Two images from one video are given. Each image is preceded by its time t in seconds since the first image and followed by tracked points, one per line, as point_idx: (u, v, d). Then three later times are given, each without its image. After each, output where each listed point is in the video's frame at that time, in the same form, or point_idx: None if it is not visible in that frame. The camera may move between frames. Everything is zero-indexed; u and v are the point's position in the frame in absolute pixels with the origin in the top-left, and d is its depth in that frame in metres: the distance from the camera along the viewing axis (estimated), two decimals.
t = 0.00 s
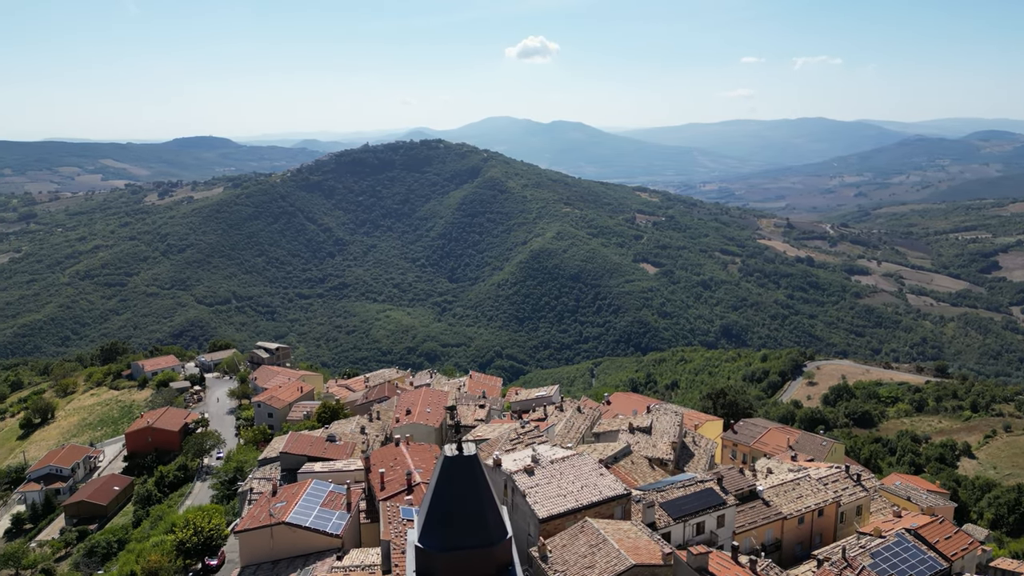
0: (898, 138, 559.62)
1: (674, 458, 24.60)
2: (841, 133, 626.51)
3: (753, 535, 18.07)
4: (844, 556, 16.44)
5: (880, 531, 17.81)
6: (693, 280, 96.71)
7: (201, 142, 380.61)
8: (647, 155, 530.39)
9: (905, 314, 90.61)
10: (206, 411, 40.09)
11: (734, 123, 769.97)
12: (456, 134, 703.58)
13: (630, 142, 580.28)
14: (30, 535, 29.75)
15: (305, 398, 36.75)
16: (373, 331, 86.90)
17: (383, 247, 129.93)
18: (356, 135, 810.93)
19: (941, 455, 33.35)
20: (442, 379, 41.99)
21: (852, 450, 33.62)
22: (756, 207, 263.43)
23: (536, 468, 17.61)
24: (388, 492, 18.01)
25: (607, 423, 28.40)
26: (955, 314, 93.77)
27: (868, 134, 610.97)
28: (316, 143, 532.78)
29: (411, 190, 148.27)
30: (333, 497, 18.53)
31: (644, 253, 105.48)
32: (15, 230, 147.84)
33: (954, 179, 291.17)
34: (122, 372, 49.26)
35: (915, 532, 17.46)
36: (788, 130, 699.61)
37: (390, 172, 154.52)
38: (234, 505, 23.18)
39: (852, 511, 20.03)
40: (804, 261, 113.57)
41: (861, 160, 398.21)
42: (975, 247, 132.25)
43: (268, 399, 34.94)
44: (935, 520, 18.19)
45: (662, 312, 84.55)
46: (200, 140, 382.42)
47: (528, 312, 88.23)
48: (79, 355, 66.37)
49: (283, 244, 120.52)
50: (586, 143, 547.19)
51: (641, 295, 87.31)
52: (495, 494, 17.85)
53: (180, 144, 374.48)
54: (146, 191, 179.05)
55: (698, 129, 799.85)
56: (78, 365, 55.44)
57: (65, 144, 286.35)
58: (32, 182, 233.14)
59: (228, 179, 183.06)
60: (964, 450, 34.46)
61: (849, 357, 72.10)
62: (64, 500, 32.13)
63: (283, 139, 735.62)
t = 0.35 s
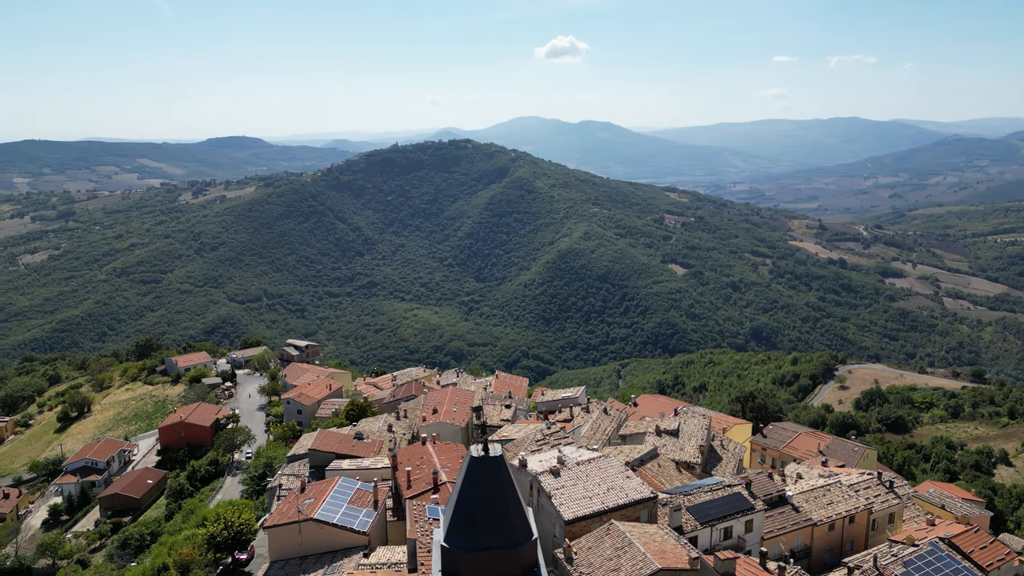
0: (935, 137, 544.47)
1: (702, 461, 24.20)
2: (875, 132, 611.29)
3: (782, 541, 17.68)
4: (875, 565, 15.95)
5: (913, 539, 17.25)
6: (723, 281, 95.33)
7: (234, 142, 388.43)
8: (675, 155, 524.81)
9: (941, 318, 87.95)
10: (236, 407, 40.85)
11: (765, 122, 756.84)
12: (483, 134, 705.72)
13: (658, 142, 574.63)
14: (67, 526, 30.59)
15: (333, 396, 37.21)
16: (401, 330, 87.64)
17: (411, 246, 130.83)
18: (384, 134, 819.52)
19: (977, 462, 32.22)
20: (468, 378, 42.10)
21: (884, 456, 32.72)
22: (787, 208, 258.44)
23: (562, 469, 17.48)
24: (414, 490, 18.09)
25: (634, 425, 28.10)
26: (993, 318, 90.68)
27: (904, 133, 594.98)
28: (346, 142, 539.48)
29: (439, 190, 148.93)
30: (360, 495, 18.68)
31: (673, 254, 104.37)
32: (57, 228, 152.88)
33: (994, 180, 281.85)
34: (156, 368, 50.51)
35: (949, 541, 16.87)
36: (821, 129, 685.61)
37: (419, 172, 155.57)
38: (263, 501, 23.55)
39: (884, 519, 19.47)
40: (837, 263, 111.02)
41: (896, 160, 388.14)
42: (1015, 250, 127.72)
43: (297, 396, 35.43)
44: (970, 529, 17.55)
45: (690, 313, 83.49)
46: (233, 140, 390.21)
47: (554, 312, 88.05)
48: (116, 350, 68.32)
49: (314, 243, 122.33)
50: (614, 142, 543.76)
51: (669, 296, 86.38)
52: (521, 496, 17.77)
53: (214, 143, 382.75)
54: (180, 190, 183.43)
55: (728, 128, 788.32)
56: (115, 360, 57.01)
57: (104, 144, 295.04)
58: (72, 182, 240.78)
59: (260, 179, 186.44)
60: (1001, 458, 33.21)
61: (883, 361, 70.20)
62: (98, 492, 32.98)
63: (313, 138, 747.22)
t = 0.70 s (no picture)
0: (972, 138, 529.41)
1: (728, 465, 23.82)
2: (910, 132, 595.96)
3: (810, 548, 17.31)
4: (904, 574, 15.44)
5: (945, 547, 16.70)
6: (751, 282, 93.85)
7: (264, 142, 395.18)
8: (703, 155, 518.57)
9: (977, 322, 85.37)
10: (265, 404, 41.49)
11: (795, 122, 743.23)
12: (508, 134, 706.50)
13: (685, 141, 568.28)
14: (100, 518, 31.37)
15: (359, 393, 37.57)
16: (427, 329, 88.18)
17: (437, 246, 131.41)
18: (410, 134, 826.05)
19: (1014, 470, 31.07)
20: (493, 378, 42.13)
21: (916, 463, 31.86)
22: (817, 209, 253.48)
23: (587, 471, 17.35)
24: (439, 489, 18.17)
25: (659, 427, 27.78)
26: None
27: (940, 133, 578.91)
28: (373, 142, 544.99)
29: (466, 190, 149.22)
30: (385, 493, 18.80)
31: (700, 255, 103.10)
32: (94, 226, 157.26)
33: None
34: (187, 364, 51.62)
35: (981, 549, 16.30)
36: (854, 129, 671.05)
37: (446, 172, 156.24)
38: (291, 497, 23.86)
39: (915, 527, 18.93)
40: (868, 265, 108.48)
41: (932, 160, 377.94)
42: None
43: (324, 393, 35.79)
44: (1004, 538, 16.95)
45: (718, 315, 82.31)
46: (263, 140, 397.05)
47: (580, 312, 87.76)
48: (150, 346, 70.06)
49: (342, 242, 123.88)
50: (640, 142, 539.52)
51: (696, 298, 85.31)
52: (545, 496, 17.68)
53: (245, 143, 390.04)
54: (212, 190, 187.37)
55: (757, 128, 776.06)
56: (147, 356, 58.40)
57: (140, 144, 302.81)
58: (107, 181, 247.66)
59: (290, 178, 189.43)
60: None
61: (916, 366, 68.34)
62: (130, 485, 33.76)
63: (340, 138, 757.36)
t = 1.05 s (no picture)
0: (1013, 137, 512.13)
1: (757, 470, 23.36)
2: (948, 131, 578.80)
3: (841, 556, 16.89)
4: None
5: (981, 558, 16.17)
6: (782, 284, 92.19)
7: (296, 142, 401.56)
8: (733, 155, 511.20)
9: (1017, 327, 82.46)
10: (293, 401, 42.13)
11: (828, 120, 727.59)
12: (535, 134, 706.07)
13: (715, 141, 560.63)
14: (133, 511, 32.21)
15: (386, 392, 37.87)
16: (454, 328, 88.61)
17: (464, 246, 131.60)
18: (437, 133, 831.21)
19: None
20: (520, 379, 42.12)
21: (950, 469, 30.89)
22: (851, 211, 247.86)
23: (612, 474, 17.19)
24: (465, 490, 18.18)
25: (687, 430, 27.40)
26: None
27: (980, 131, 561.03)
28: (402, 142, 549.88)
29: (494, 190, 149.11)
30: (411, 492, 18.93)
31: (730, 256, 101.59)
32: (131, 224, 161.72)
33: None
34: (219, 360, 52.72)
35: (1020, 561, 15.75)
36: (889, 128, 654.73)
37: (474, 172, 156.59)
38: (318, 494, 24.16)
39: (949, 536, 18.35)
40: (903, 268, 105.62)
41: (972, 161, 366.69)
42: None
43: (352, 391, 36.20)
44: None
45: (747, 317, 81.03)
46: (295, 141, 403.53)
47: (606, 313, 87.26)
48: (183, 342, 71.78)
49: (371, 241, 125.35)
50: (668, 142, 534.17)
51: (726, 299, 84.06)
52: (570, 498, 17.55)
53: (277, 143, 397.05)
54: (245, 189, 191.16)
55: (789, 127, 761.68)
56: (181, 352, 59.81)
57: (175, 145, 310.30)
58: (143, 180, 254.39)
59: (321, 177, 192.23)
60: None
61: (952, 371, 66.30)
62: (163, 479, 34.54)
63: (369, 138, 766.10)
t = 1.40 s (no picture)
0: None
1: (782, 475, 22.93)
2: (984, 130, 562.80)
3: (868, 563, 16.54)
4: None
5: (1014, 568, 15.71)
6: (809, 287, 90.60)
7: (322, 142, 406.64)
8: (760, 155, 504.10)
9: None
10: (319, 398, 42.67)
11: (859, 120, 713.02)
12: (559, 134, 704.74)
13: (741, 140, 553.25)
14: (161, 504, 32.89)
15: (409, 390, 38.10)
16: (477, 327, 88.90)
17: (488, 246, 131.84)
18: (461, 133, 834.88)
19: None
20: (543, 379, 42.09)
21: (982, 476, 30.04)
22: (881, 212, 242.56)
23: (635, 476, 17.03)
24: (487, 489, 18.21)
25: (711, 433, 27.12)
26: None
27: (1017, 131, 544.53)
28: (427, 143, 553.30)
29: (518, 190, 148.95)
30: (434, 491, 19.02)
31: (756, 257, 100.16)
32: (161, 223, 165.37)
33: None
34: (246, 358, 53.67)
35: None
36: (922, 128, 639.31)
37: (499, 172, 156.71)
38: (342, 491, 24.41)
39: (980, 544, 17.87)
40: (935, 270, 103.02)
41: (1009, 162, 356.37)
42: None
43: (376, 389, 36.53)
44: None
45: (774, 319, 79.86)
46: (321, 141, 408.66)
47: (630, 314, 86.74)
48: (211, 340, 73.15)
49: (395, 241, 126.33)
50: (693, 142, 528.98)
51: (752, 300, 82.87)
52: (594, 501, 17.44)
53: (304, 143, 402.59)
54: (273, 189, 194.16)
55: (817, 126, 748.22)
56: (209, 349, 60.96)
57: (205, 145, 316.52)
58: (174, 180, 259.97)
59: (347, 177, 194.45)
60: None
61: (986, 376, 64.45)
62: (191, 474, 35.18)
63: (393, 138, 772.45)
